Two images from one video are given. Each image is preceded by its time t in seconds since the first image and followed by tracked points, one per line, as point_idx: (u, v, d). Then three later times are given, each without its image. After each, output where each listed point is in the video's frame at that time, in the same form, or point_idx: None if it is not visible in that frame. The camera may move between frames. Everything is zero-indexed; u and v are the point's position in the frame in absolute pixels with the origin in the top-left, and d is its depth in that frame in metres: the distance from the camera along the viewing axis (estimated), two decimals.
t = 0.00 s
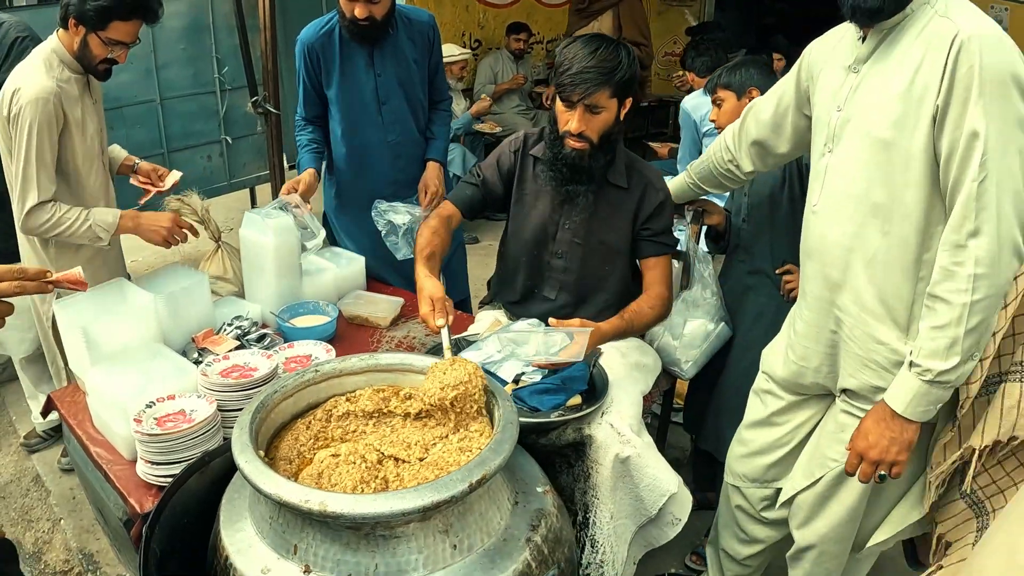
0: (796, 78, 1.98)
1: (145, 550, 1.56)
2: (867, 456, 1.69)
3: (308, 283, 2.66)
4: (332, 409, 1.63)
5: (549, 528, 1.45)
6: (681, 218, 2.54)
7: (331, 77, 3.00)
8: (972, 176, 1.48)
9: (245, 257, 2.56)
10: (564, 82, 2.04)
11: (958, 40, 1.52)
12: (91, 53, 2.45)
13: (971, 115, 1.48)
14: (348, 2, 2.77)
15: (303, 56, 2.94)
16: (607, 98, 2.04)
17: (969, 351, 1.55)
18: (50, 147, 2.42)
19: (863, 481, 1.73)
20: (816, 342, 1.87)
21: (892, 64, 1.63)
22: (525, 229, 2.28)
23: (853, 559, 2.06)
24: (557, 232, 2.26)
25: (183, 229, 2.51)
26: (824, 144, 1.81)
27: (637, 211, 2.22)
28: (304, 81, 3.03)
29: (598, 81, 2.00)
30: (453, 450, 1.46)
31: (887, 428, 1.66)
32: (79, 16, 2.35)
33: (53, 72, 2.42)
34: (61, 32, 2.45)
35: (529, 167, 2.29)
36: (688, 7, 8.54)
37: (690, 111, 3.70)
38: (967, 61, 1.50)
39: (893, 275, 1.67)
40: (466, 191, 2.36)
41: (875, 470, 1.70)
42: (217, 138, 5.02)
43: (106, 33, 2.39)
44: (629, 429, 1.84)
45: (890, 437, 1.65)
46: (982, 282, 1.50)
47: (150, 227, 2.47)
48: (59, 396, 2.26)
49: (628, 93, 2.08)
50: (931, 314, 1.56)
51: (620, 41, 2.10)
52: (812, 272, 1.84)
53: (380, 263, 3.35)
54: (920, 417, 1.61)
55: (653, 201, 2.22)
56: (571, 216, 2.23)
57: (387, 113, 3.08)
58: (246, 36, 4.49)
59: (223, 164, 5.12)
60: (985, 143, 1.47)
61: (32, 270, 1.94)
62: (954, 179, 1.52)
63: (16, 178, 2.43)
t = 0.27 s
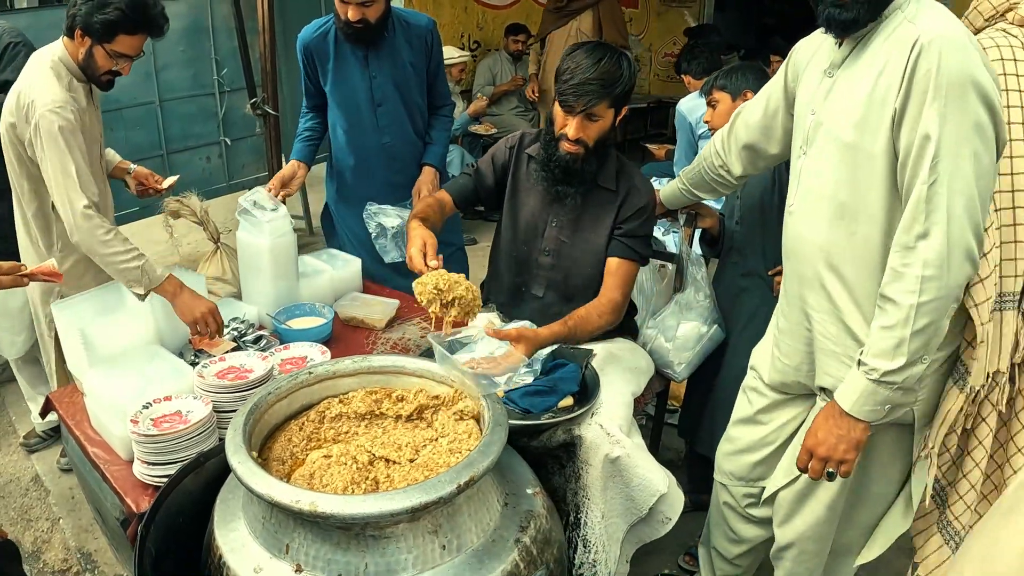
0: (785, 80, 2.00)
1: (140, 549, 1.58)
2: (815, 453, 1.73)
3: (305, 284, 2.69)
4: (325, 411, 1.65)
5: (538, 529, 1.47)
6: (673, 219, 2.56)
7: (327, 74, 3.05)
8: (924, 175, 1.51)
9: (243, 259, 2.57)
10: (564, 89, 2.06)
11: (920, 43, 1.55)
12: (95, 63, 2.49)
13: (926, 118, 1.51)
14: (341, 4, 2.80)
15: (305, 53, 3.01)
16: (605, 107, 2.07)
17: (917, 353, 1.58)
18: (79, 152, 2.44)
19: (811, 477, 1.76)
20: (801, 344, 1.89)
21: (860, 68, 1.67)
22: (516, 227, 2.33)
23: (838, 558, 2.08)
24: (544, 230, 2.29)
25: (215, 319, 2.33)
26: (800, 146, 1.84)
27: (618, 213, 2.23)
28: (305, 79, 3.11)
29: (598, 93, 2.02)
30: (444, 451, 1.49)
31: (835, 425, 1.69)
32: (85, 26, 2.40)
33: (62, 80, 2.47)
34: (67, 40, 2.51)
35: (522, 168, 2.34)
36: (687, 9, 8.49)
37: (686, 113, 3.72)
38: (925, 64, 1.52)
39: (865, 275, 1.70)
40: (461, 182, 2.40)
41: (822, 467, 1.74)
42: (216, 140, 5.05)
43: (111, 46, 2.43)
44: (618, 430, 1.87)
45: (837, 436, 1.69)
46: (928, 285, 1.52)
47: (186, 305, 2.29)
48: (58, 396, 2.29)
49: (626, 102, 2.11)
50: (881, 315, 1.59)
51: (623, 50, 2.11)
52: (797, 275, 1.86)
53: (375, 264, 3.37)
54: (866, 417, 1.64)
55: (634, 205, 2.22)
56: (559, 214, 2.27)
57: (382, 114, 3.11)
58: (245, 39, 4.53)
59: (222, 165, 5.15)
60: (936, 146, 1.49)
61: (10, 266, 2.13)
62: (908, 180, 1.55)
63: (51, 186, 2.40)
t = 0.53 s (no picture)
0: (775, 81, 2.03)
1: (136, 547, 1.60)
2: (779, 445, 1.75)
3: (302, 285, 2.71)
4: (319, 410, 1.67)
5: (528, 528, 1.49)
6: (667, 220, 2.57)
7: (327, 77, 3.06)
8: (903, 169, 1.53)
9: (241, 259, 2.60)
10: (563, 100, 2.07)
11: (901, 45, 1.57)
12: (105, 70, 2.53)
13: (905, 118, 1.53)
14: (334, 9, 2.82)
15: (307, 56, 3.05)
16: (603, 117, 2.08)
17: (887, 351, 1.61)
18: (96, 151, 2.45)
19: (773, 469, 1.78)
20: (790, 344, 1.92)
21: (845, 71, 1.69)
22: (511, 228, 2.35)
23: (828, 556, 2.10)
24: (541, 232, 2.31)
25: (220, 325, 2.35)
26: (785, 147, 1.88)
27: (611, 216, 2.23)
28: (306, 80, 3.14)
29: (596, 104, 2.04)
30: (436, 450, 1.51)
31: (799, 418, 1.72)
32: (96, 32, 2.43)
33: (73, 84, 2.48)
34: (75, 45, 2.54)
35: (525, 169, 2.35)
36: (687, 10, 8.53)
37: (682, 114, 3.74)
38: (905, 66, 1.55)
39: (846, 274, 1.74)
40: (475, 204, 2.42)
41: (784, 460, 1.75)
42: (216, 141, 5.07)
43: (123, 53, 2.47)
44: (608, 428, 1.89)
45: (801, 429, 1.72)
46: (902, 283, 1.55)
47: (192, 319, 2.30)
48: (57, 396, 2.31)
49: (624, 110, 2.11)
50: (853, 312, 1.62)
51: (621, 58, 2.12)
52: (785, 276, 1.89)
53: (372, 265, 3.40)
54: (832, 411, 1.67)
55: (625, 208, 2.22)
56: (555, 216, 2.28)
57: (379, 116, 3.13)
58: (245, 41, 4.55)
59: (221, 166, 5.17)
60: (914, 146, 1.52)
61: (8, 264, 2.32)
62: (887, 179, 1.58)
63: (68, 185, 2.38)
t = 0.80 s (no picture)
0: (770, 85, 2.05)
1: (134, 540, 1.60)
2: (792, 455, 1.77)
3: (300, 287, 2.73)
4: (316, 410, 1.69)
5: (522, 527, 1.51)
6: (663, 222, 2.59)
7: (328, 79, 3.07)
8: (897, 188, 1.55)
9: (240, 261, 2.62)
10: (551, 106, 2.09)
11: (893, 52, 1.59)
12: (110, 73, 2.55)
13: (898, 125, 1.55)
14: (343, 13, 2.84)
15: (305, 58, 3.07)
16: (591, 121, 2.10)
17: (890, 358, 1.64)
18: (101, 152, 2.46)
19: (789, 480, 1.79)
20: (783, 347, 1.94)
21: (838, 77, 1.71)
22: (507, 232, 2.36)
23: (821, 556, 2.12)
24: (536, 237, 2.32)
25: (221, 324, 2.39)
26: (780, 152, 1.89)
27: (609, 219, 2.23)
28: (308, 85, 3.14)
29: (583, 110, 2.05)
30: (430, 449, 1.53)
31: (810, 428, 1.74)
32: (102, 35, 2.45)
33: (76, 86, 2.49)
34: (80, 47, 2.56)
35: (519, 173, 2.37)
36: (687, 11, 8.54)
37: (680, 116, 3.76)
38: (898, 74, 1.57)
39: (840, 280, 1.75)
40: (469, 205, 2.43)
41: (799, 471, 1.77)
42: (216, 142, 5.09)
43: (129, 55, 2.50)
44: (602, 429, 1.91)
45: (813, 438, 1.73)
46: (902, 292, 1.58)
47: (193, 321, 2.34)
48: (57, 396, 2.32)
49: (612, 114, 2.13)
50: (855, 322, 1.64)
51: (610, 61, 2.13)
52: (779, 279, 1.90)
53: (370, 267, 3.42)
54: (842, 420, 1.69)
55: (623, 210, 2.22)
56: (550, 220, 2.29)
57: (381, 119, 3.15)
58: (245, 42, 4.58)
59: (221, 167, 5.19)
60: (909, 153, 1.53)
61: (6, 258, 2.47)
62: (883, 186, 1.59)
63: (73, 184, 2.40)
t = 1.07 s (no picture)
0: (764, 90, 2.05)
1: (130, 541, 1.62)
2: (807, 468, 1.73)
3: (298, 288, 2.75)
4: (312, 410, 1.70)
5: (514, 528, 1.52)
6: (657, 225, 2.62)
7: (332, 87, 3.06)
8: (900, 198, 1.53)
9: (238, 263, 2.63)
10: (531, 113, 2.08)
11: (892, 62, 1.57)
12: (108, 73, 2.57)
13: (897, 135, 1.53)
14: (352, 19, 2.84)
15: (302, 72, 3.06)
16: (575, 126, 2.06)
17: (899, 367, 1.60)
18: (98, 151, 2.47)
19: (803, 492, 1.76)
20: (777, 350, 1.94)
21: (835, 87, 1.70)
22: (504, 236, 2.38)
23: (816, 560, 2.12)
24: (533, 241, 2.33)
25: (219, 324, 2.39)
26: (778, 161, 1.87)
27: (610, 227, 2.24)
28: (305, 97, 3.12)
29: (562, 115, 2.03)
30: (424, 450, 1.54)
31: (823, 440, 1.70)
32: (100, 36, 2.47)
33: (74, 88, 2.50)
34: (79, 48, 2.58)
35: (516, 175, 2.35)
36: (688, 12, 8.55)
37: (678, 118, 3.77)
38: (898, 84, 1.54)
39: (841, 288, 1.73)
40: (462, 195, 2.34)
41: (814, 481, 1.73)
42: (216, 143, 5.10)
43: (127, 57, 2.51)
44: (599, 433, 1.91)
45: (826, 450, 1.70)
46: (907, 301, 1.55)
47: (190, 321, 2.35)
48: (56, 396, 2.34)
49: (599, 117, 2.09)
50: (861, 332, 1.61)
51: (595, 65, 2.10)
52: (777, 287, 1.89)
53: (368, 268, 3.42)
54: (855, 430, 1.65)
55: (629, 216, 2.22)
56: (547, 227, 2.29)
57: (386, 123, 3.16)
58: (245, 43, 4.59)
59: (221, 168, 5.20)
60: (910, 164, 1.51)
61: None
62: (883, 195, 1.57)
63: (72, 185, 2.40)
